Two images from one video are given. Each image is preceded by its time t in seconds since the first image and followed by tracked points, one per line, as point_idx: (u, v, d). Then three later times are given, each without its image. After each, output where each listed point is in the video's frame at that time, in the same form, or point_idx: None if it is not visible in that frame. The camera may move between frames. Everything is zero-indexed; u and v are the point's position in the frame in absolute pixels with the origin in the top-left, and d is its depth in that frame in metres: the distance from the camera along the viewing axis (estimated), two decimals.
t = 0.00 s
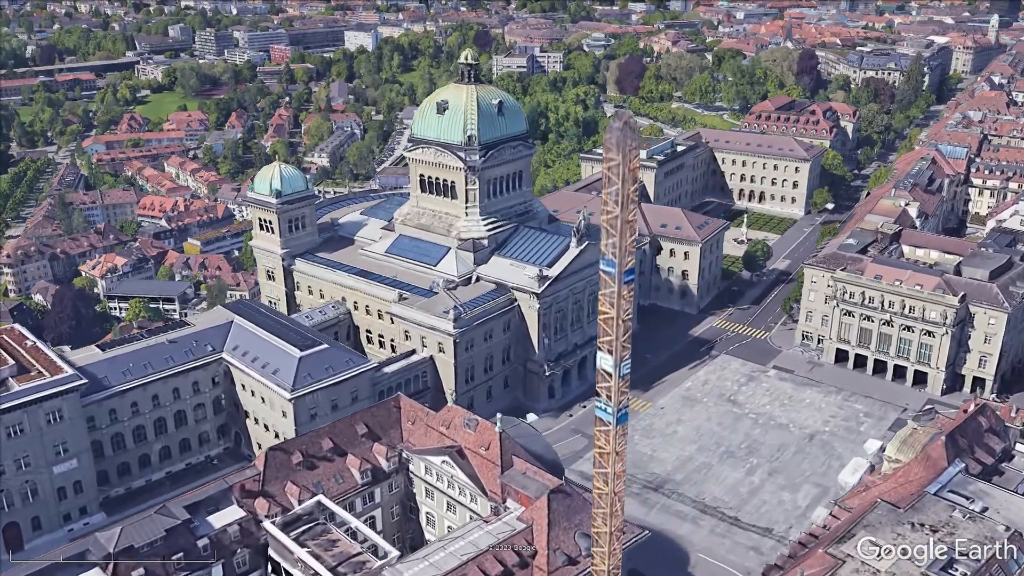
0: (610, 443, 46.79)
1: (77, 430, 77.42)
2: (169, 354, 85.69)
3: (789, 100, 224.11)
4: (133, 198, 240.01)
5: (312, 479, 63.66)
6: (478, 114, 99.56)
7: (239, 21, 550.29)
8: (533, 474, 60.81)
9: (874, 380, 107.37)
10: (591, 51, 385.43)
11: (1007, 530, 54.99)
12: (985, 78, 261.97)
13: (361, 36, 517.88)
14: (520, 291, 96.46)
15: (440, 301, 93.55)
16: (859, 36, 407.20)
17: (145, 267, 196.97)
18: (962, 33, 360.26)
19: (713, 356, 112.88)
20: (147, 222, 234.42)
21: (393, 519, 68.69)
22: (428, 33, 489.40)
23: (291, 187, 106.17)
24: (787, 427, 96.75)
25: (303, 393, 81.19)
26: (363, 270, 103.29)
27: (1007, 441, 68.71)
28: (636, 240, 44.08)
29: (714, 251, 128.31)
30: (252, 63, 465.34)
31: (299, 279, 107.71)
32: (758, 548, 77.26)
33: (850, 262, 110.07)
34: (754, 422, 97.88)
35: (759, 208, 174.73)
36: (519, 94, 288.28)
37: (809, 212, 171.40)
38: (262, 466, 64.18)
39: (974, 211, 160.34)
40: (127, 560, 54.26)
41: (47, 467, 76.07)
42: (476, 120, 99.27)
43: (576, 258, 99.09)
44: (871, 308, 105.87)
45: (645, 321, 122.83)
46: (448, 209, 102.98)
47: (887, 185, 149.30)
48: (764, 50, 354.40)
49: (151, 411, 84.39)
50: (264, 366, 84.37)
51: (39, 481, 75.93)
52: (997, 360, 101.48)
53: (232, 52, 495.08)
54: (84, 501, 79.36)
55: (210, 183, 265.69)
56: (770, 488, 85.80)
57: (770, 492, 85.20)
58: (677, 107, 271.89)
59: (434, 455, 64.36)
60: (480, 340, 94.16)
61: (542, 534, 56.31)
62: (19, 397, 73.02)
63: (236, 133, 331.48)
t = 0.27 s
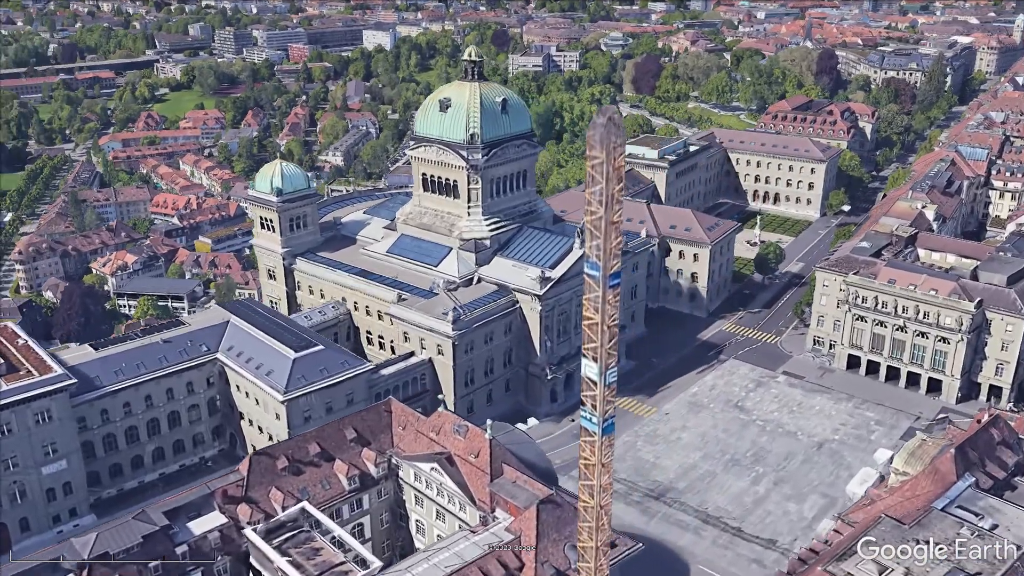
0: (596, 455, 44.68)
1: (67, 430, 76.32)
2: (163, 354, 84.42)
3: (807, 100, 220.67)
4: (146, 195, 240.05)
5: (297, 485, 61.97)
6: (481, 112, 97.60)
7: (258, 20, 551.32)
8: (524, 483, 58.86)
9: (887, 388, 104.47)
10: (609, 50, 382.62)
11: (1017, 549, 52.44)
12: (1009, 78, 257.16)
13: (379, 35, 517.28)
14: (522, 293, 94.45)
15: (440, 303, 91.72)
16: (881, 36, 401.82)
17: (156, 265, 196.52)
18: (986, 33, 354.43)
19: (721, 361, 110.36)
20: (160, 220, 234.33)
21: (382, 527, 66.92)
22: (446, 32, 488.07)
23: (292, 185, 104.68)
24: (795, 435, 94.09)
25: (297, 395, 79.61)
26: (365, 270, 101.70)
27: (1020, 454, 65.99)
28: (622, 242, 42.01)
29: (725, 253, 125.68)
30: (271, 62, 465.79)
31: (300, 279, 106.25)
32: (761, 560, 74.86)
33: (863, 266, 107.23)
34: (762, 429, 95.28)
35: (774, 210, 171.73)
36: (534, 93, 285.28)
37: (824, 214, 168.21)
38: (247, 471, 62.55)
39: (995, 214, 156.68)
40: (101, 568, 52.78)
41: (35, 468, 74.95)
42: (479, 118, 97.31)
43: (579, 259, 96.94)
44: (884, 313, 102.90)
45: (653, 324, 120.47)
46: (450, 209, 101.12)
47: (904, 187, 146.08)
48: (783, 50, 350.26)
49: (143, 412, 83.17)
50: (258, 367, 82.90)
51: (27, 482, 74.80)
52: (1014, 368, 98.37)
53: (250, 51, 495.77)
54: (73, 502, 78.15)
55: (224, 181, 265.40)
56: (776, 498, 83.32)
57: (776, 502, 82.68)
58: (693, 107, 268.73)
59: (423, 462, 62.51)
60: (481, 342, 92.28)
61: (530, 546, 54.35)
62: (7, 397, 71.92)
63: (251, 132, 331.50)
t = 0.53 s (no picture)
0: (580, 466, 42.63)
1: (56, 430, 75.18)
2: (156, 354, 83.15)
3: (825, 100, 217.26)
4: (160, 193, 240.08)
5: (282, 490, 60.33)
6: (484, 109, 95.79)
7: (278, 19, 552.33)
8: (513, 492, 56.92)
9: (899, 395, 101.59)
10: (627, 50, 379.56)
11: None
12: None
13: (398, 34, 516.12)
14: (524, 294, 92.47)
15: (439, 304, 89.98)
16: (904, 36, 395.98)
17: (166, 263, 196.12)
18: (1012, 33, 348.34)
19: (729, 366, 107.87)
20: (172, 218, 234.30)
21: (371, 534, 65.21)
22: (464, 31, 486.55)
23: (293, 183, 103.25)
24: (804, 444, 91.49)
25: (290, 397, 78.07)
26: (365, 270, 100.11)
27: None
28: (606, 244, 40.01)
29: (735, 255, 123.04)
30: (289, 60, 466.14)
31: (301, 278, 104.86)
32: (764, 573, 72.47)
33: (876, 270, 104.37)
34: (769, 437, 92.72)
35: (789, 212, 168.75)
36: (549, 92, 283.41)
37: (840, 216, 164.99)
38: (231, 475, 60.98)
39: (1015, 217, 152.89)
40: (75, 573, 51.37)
41: (24, 468, 73.86)
42: (482, 116, 95.48)
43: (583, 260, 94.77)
44: (897, 318, 100.08)
45: (661, 327, 118.11)
46: (452, 208, 99.36)
47: (921, 188, 142.83)
48: (804, 50, 345.92)
49: (136, 412, 81.93)
50: (252, 368, 81.46)
51: (16, 482, 73.74)
52: None
53: (269, 50, 496.31)
54: (63, 503, 77.06)
55: (238, 179, 265.15)
56: (780, 508, 80.84)
57: (781, 513, 80.20)
58: (710, 106, 265.42)
59: (411, 469, 60.73)
60: (481, 345, 90.37)
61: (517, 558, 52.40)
62: None
63: (267, 130, 331.43)
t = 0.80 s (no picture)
0: (561, 478, 40.65)
1: (46, 430, 74.11)
2: (150, 354, 81.98)
3: (843, 100, 213.74)
4: (174, 191, 240.14)
5: (265, 496, 58.79)
6: (487, 107, 93.96)
7: (298, 19, 553.10)
8: (501, 502, 55.02)
9: (913, 403, 98.69)
10: (646, 49, 376.28)
11: None
12: None
13: (416, 32, 514.95)
14: (525, 296, 90.46)
15: (438, 305, 88.22)
16: (928, 36, 389.97)
17: (177, 260, 195.80)
18: None
19: (738, 371, 105.37)
20: (186, 215, 234.26)
21: (359, 541, 63.54)
22: (483, 30, 484.80)
23: (295, 181, 101.81)
24: (812, 452, 88.91)
25: (283, 399, 76.60)
26: (366, 270, 98.51)
27: None
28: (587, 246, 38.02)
29: (746, 258, 120.41)
30: (307, 59, 466.35)
31: (302, 278, 103.48)
32: None
33: (891, 274, 101.51)
34: (776, 445, 90.22)
35: (804, 214, 165.66)
36: (565, 92, 280.98)
37: (857, 218, 161.69)
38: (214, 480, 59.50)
39: None
40: None
41: (13, 468, 72.88)
42: (485, 113, 93.64)
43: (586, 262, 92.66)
44: (910, 324, 97.19)
45: (669, 330, 115.73)
46: (455, 208, 97.61)
47: (940, 191, 139.49)
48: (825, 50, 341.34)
49: (129, 412, 80.82)
50: (246, 369, 80.08)
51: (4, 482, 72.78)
52: None
53: (288, 48, 496.65)
54: (53, 504, 75.99)
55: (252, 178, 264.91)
56: (786, 519, 78.35)
57: (786, 524, 77.72)
58: (728, 107, 262.08)
59: (398, 476, 58.97)
60: (480, 347, 88.51)
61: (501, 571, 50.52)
62: None
63: (283, 129, 331.28)
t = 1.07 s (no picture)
0: (541, 492, 38.83)
1: (36, 430, 73.00)
2: (144, 353, 80.77)
3: (862, 100, 210.30)
4: (187, 189, 240.01)
5: (249, 501, 57.26)
6: (490, 104, 92.03)
7: (316, 18, 553.03)
8: (488, 512, 53.25)
9: (926, 411, 95.91)
10: (664, 49, 372.81)
11: None
12: None
13: (434, 32, 513.39)
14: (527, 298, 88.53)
15: (437, 307, 86.58)
16: (951, 36, 384.02)
17: (188, 259, 195.31)
18: None
19: (746, 376, 102.98)
20: (198, 213, 233.98)
21: (347, 549, 61.95)
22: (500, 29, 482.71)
23: (296, 180, 100.45)
24: (820, 461, 86.42)
25: (275, 401, 75.18)
26: (367, 269, 97.02)
27: None
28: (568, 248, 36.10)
29: (757, 260, 117.89)
30: (325, 58, 466.14)
31: (303, 277, 102.17)
32: None
33: (904, 278, 98.75)
34: (783, 453, 87.78)
35: (820, 216, 162.70)
36: (581, 91, 278.45)
37: (873, 220, 158.57)
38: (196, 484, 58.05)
39: None
40: None
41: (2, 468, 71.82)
42: (487, 111, 91.74)
43: (590, 264, 90.72)
44: (924, 329, 94.44)
45: (677, 334, 113.52)
46: (457, 207, 95.92)
47: (958, 193, 136.27)
48: (845, 50, 336.78)
49: (122, 413, 79.70)
50: (240, 370, 78.74)
51: None
52: None
53: (306, 47, 496.24)
54: (43, 506, 74.90)
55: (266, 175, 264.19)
56: (791, 531, 76.03)
57: (791, 536, 75.39)
58: (745, 107, 258.83)
59: (385, 482, 57.31)
60: (480, 350, 86.71)
61: None
62: None
63: (298, 127, 330.71)
